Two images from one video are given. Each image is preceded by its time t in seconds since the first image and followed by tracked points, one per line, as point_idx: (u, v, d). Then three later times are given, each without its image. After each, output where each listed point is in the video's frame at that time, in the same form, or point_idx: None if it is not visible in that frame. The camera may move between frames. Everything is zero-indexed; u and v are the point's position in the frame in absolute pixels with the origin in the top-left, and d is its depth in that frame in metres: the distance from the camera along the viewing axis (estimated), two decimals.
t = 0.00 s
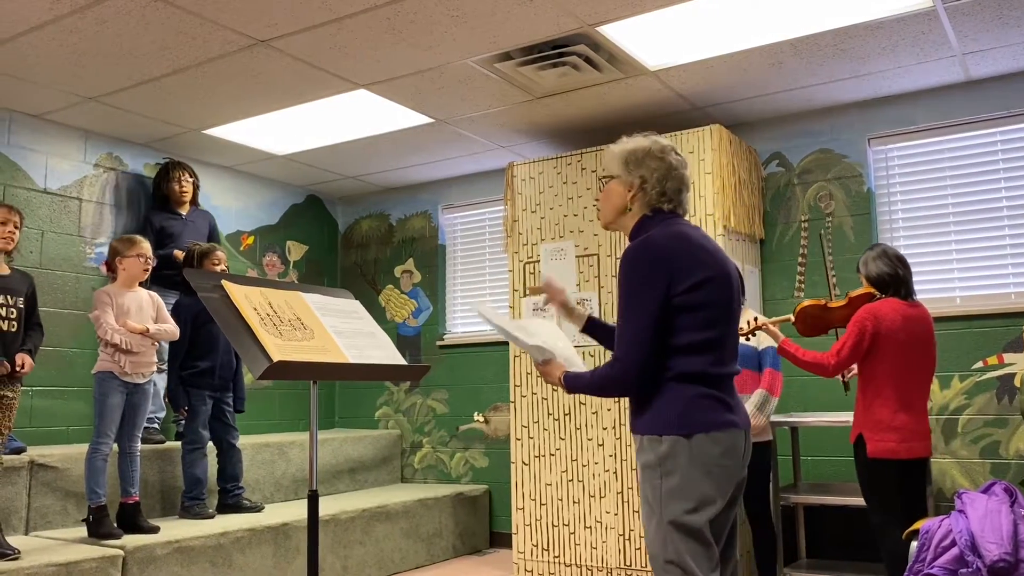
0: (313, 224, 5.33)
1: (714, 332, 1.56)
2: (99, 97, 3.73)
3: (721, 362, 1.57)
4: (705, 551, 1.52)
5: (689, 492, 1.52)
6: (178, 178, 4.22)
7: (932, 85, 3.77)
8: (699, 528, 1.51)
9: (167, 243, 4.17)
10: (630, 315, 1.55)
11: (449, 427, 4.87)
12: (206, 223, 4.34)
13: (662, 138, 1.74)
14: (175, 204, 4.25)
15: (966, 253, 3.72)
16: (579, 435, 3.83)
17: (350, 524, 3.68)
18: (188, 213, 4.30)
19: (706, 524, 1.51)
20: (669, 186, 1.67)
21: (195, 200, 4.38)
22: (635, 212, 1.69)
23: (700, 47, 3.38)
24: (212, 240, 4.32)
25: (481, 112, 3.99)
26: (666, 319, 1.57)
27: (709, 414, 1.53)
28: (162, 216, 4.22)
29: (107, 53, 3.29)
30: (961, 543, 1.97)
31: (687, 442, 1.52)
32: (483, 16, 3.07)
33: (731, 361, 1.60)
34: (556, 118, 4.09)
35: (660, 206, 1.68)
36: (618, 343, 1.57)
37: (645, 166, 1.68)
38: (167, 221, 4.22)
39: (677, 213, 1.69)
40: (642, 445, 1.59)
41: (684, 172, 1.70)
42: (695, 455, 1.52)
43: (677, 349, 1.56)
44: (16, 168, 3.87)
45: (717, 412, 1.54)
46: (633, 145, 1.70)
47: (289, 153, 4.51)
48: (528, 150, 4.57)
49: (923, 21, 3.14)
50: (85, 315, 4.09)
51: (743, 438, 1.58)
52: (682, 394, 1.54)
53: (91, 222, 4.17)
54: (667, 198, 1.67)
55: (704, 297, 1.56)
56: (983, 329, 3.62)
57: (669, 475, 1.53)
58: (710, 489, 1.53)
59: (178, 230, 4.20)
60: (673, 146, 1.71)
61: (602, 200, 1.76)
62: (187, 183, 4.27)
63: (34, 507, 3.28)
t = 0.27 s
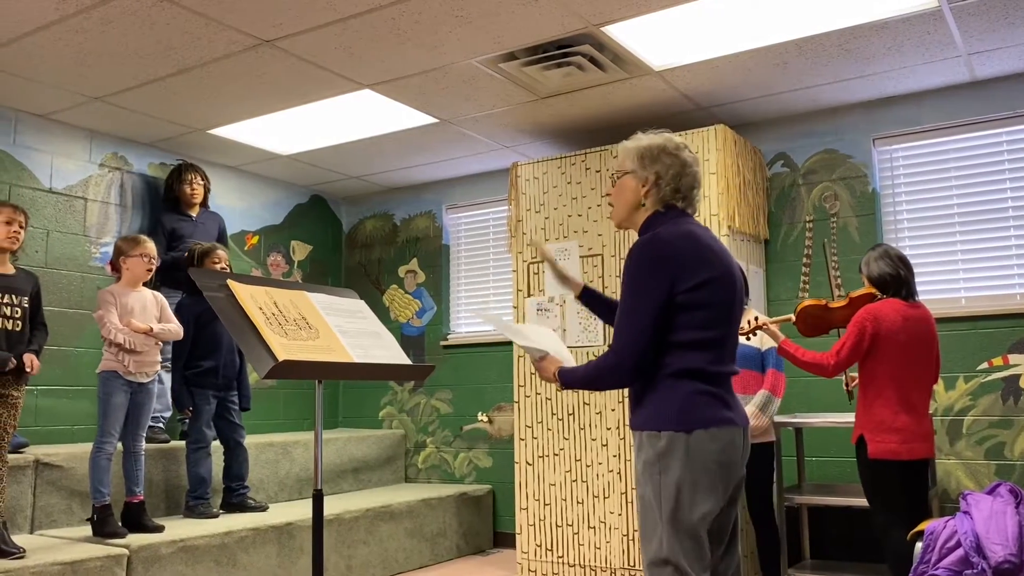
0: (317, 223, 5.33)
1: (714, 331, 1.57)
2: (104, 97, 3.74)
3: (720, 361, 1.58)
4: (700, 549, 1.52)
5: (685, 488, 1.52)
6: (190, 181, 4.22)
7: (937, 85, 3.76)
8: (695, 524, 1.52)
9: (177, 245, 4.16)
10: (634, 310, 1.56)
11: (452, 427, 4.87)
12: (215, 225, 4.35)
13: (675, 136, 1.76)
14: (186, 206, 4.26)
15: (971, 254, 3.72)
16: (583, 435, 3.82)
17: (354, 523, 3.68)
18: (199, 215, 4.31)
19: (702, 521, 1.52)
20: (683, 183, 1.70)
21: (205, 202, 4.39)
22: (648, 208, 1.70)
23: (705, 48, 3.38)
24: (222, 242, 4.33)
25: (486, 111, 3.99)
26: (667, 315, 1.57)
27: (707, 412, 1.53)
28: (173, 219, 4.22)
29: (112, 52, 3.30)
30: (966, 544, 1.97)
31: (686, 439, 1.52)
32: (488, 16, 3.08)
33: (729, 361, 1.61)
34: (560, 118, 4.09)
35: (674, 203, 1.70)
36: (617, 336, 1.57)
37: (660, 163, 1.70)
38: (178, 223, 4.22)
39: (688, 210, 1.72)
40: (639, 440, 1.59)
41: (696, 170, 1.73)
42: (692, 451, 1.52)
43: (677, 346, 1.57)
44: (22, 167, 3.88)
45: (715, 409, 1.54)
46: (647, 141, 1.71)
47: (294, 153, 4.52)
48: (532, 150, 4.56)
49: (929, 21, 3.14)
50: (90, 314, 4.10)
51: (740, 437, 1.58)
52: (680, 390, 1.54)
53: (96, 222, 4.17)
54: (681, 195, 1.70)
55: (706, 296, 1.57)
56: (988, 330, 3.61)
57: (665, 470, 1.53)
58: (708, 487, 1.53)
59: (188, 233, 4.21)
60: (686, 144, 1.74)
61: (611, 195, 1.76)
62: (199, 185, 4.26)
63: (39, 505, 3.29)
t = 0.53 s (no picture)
0: (323, 223, 5.34)
1: (720, 331, 1.58)
2: (111, 96, 3.75)
3: (722, 360, 1.58)
4: (696, 547, 1.52)
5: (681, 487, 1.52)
6: (199, 184, 4.20)
7: (943, 85, 3.76)
8: (690, 523, 1.52)
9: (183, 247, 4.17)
10: (641, 304, 1.56)
11: (457, 427, 4.87)
12: (223, 227, 4.34)
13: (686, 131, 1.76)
14: (194, 208, 4.24)
15: (978, 254, 3.71)
16: (587, 435, 3.82)
17: (359, 523, 3.68)
18: (206, 217, 4.31)
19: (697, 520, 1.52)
20: (695, 178, 1.70)
21: (212, 203, 4.37)
22: (660, 202, 1.71)
23: (711, 48, 3.38)
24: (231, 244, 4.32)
25: (492, 112, 3.99)
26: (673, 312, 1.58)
27: (706, 410, 1.53)
28: (181, 220, 4.22)
29: (119, 53, 3.31)
30: (972, 545, 1.96)
31: (684, 437, 1.52)
32: (494, 17, 3.08)
33: (732, 360, 1.61)
34: (565, 118, 4.09)
35: (687, 198, 1.70)
36: (622, 329, 1.57)
37: (673, 157, 1.70)
38: (186, 225, 4.22)
39: (699, 205, 1.72)
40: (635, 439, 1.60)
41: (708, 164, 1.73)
42: (689, 449, 1.52)
43: (680, 344, 1.57)
44: (29, 167, 3.89)
45: (714, 408, 1.54)
46: (660, 134, 1.71)
47: (300, 153, 4.53)
48: (538, 150, 4.56)
49: (936, 21, 3.13)
50: (96, 314, 4.11)
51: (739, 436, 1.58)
52: (679, 387, 1.55)
53: (103, 221, 4.18)
54: (693, 190, 1.70)
55: (715, 295, 1.57)
56: (995, 331, 3.60)
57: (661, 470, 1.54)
58: (705, 486, 1.53)
59: (196, 235, 4.21)
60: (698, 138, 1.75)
61: (621, 189, 1.76)
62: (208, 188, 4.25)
63: (46, 504, 3.30)
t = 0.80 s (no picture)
0: (329, 223, 5.34)
1: (724, 335, 1.57)
2: (119, 97, 3.76)
3: (725, 365, 1.58)
4: (690, 552, 1.52)
5: (674, 490, 1.52)
6: (208, 185, 4.22)
7: (952, 86, 3.75)
8: (685, 528, 1.51)
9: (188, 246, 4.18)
10: (645, 306, 1.56)
11: (463, 427, 4.87)
12: (231, 226, 4.32)
13: (698, 128, 1.76)
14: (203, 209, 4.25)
15: (986, 255, 3.70)
16: (593, 436, 3.82)
17: (365, 523, 3.69)
18: (214, 217, 4.30)
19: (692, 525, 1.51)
20: (706, 177, 1.70)
21: (222, 204, 4.37)
22: (671, 201, 1.71)
23: (718, 48, 3.38)
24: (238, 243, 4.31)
25: (499, 112, 3.99)
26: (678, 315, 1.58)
27: (703, 414, 1.53)
28: (188, 220, 4.23)
29: (127, 53, 3.32)
30: (980, 547, 1.95)
31: (679, 440, 1.52)
32: (501, 17, 3.08)
33: (735, 365, 1.60)
34: (572, 118, 4.09)
35: (697, 197, 1.70)
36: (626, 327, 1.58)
37: (683, 155, 1.70)
38: (192, 225, 4.23)
39: (711, 204, 1.72)
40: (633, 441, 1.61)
41: (719, 163, 1.72)
42: (684, 453, 1.52)
43: (683, 346, 1.57)
44: (38, 167, 3.90)
45: (713, 413, 1.54)
46: (671, 133, 1.71)
47: (307, 153, 4.53)
48: (545, 151, 4.56)
49: (945, 22, 3.12)
50: (104, 313, 4.12)
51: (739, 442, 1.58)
52: (678, 391, 1.55)
53: (110, 221, 4.20)
54: (704, 188, 1.70)
55: (720, 299, 1.57)
56: (1003, 332, 3.59)
57: (654, 472, 1.54)
58: (700, 491, 1.53)
59: (201, 235, 4.20)
60: (709, 136, 1.74)
61: (634, 189, 1.77)
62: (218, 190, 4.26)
63: (53, 503, 3.31)
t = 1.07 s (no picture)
0: (337, 222, 5.35)
1: (728, 328, 1.57)
2: (128, 96, 3.77)
3: (731, 358, 1.57)
4: (705, 549, 1.52)
5: (685, 489, 1.52)
6: (215, 181, 4.20)
7: (961, 86, 3.73)
8: (699, 525, 1.52)
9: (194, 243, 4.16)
10: (645, 299, 1.58)
11: (470, 427, 4.87)
12: (235, 225, 4.34)
13: (705, 123, 1.75)
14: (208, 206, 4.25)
15: (995, 256, 3.68)
16: (600, 436, 3.82)
17: (372, 522, 3.69)
18: (219, 215, 4.30)
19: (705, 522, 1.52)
20: (710, 172, 1.70)
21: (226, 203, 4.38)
22: (674, 196, 1.71)
23: (727, 48, 3.37)
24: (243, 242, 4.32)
25: (506, 112, 3.99)
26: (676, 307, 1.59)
27: (711, 410, 1.52)
28: (193, 217, 4.21)
29: (137, 53, 3.33)
30: (989, 549, 1.94)
31: (689, 438, 1.52)
32: (510, 17, 3.08)
33: (742, 359, 1.60)
34: (580, 118, 4.08)
35: (702, 192, 1.70)
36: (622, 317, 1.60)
37: (687, 151, 1.70)
38: (198, 222, 4.22)
39: (716, 199, 1.72)
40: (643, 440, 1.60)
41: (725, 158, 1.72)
42: (694, 450, 1.52)
43: (687, 340, 1.58)
44: (47, 166, 3.91)
45: (722, 409, 1.53)
46: (676, 128, 1.71)
47: (315, 153, 4.54)
48: (552, 150, 4.56)
49: (954, 21, 3.11)
50: (112, 312, 4.14)
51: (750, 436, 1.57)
52: (685, 387, 1.55)
53: (119, 220, 4.21)
54: (708, 183, 1.70)
55: (721, 291, 1.57)
56: (1012, 333, 3.58)
57: (665, 472, 1.54)
58: (713, 488, 1.53)
59: (206, 233, 4.19)
60: (715, 130, 1.73)
61: (640, 184, 1.78)
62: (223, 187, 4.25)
63: (62, 501, 3.32)
